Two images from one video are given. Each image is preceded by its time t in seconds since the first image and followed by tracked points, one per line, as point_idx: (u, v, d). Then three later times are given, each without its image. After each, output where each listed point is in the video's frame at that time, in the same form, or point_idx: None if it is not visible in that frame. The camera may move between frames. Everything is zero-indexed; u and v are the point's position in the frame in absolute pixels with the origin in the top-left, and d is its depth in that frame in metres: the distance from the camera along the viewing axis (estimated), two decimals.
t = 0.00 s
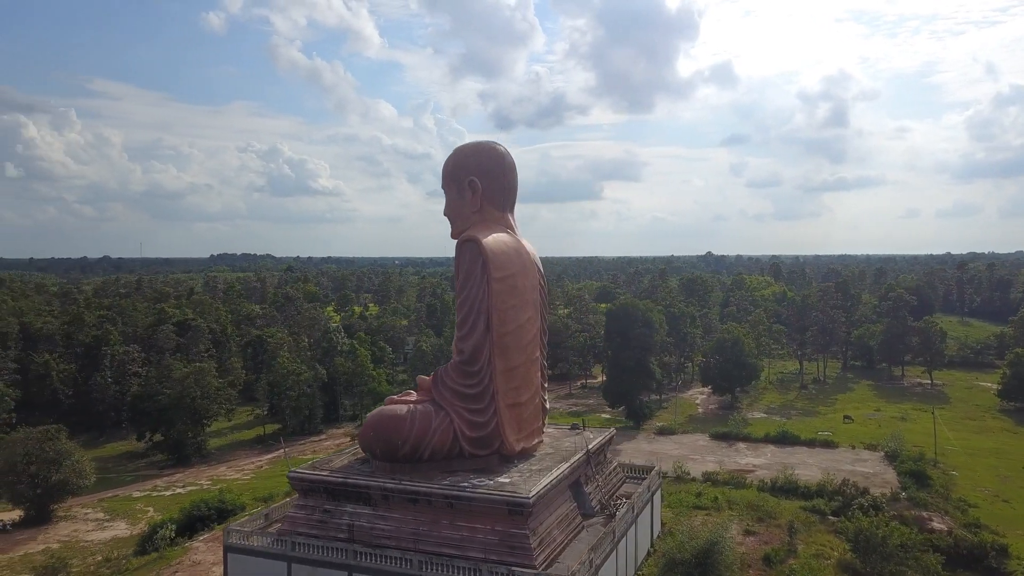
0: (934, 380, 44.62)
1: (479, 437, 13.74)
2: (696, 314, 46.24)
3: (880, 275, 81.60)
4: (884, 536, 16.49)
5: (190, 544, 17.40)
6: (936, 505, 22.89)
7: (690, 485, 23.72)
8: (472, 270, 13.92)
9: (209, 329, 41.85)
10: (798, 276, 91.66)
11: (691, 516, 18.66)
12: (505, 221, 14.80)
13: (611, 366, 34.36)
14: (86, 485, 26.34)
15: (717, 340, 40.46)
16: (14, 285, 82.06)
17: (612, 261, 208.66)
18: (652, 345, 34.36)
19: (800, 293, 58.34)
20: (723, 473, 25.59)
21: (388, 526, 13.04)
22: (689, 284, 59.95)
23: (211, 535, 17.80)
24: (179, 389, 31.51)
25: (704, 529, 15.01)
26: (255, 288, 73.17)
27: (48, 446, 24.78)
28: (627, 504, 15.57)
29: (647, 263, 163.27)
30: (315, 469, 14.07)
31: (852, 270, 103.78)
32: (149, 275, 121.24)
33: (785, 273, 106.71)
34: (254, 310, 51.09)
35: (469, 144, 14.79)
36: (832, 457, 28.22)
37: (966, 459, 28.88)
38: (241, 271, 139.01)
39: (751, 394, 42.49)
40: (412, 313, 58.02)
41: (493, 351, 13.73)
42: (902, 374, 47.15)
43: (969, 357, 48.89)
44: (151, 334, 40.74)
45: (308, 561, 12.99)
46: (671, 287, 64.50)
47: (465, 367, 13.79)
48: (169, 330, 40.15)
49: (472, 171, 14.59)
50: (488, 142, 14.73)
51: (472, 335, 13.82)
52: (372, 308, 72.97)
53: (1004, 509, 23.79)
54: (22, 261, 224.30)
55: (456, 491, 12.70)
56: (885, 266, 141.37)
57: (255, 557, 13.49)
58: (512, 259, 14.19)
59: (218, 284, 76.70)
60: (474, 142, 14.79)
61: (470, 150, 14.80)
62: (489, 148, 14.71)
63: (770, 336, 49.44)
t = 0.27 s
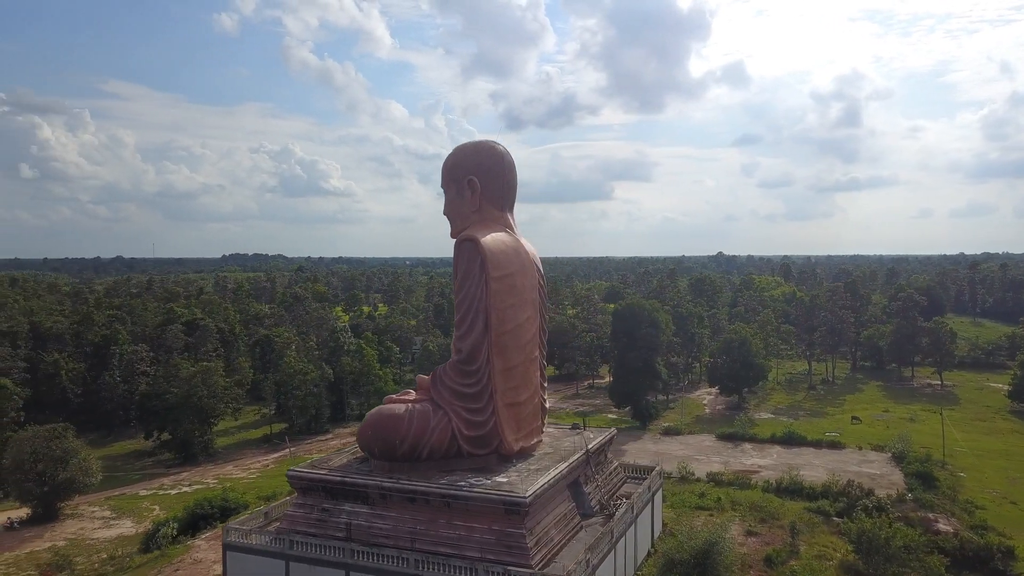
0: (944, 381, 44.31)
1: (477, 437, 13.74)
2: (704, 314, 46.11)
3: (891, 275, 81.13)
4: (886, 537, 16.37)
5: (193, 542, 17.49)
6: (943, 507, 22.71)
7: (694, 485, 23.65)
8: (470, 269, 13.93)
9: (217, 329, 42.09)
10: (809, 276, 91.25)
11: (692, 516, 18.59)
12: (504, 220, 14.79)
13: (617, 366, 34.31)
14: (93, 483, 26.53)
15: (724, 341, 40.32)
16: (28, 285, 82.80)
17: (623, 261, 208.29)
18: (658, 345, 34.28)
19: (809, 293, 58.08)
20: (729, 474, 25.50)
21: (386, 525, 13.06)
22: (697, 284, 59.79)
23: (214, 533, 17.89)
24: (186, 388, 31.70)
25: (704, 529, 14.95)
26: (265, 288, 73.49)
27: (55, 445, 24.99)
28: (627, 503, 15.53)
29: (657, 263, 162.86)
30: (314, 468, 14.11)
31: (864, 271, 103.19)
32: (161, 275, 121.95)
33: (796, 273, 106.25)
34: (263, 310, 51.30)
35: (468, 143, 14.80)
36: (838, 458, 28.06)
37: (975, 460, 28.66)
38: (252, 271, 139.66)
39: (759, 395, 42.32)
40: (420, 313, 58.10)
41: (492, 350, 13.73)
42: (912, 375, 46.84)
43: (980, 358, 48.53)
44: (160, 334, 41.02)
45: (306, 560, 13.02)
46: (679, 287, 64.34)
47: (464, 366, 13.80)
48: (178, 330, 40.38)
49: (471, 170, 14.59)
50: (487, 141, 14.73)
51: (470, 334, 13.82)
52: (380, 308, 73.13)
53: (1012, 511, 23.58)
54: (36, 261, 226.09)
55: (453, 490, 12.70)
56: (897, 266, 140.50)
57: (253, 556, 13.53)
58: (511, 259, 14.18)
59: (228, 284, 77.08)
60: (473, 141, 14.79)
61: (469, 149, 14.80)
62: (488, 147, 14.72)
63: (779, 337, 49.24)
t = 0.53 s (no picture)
0: (954, 382, 43.97)
1: (476, 436, 13.72)
2: (712, 315, 45.94)
3: (903, 275, 80.62)
4: (889, 539, 16.24)
5: (196, 540, 17.56)
6: (950, 508, 22.52)
7: (698, 486, 23.56)
8: (469, 268, 13.92)
9: (225, 329, 42.31)
10: (820, 276, 90.82)
11: (695, 517, 18.51)
12: (504, 219, 14.76)
13: (624, 366, 34.23)
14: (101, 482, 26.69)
15: (732, 341, 40.15)
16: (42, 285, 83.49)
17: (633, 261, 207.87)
18: (665, 345, 34.18)
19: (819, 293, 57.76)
20: (734, 475, 25.38)
21: (384, 524, 13.06)
22: (706, 284, 59.59)
23: (216, 532, 17.97)
24: (193, 387, 31.85)
25: (704, 530, 14.90)
26: (275, 288, 73.80)
27: (63, 443, 25.13)
28: (627, 503, 15.48)
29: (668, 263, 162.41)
30: (313, 467, 14.15)
31: (875, 271, 102.58)
32: (172, 275, 122.62)
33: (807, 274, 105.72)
34: (272, 310, 51.50)
35: (467, 142, 14.78)
36: (845, 459, 27.89)
37: (984, 462, 28.40)
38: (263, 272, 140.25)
39: (768, 395, 42.11)
40: (428, 313, 58.15)
41: (491, 349, 13.72)
42: (922, 375, 46.50)
43: (992, 359, 48.12)
44: (169, 334, 41.28)
45: (304, 558, 13.04)
46: (688, 287, 64.13)
47: (463, 365, 13.79)
48: (187, 329, 40.59)
49: (470, 169, 14.58)
50: (486, 140, 14.71)
51: (469, 334, 13.81)
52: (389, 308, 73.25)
53: (1021, 513, 23.36)
54: (51, 261, 227.97)
55: (451, 489, 12.69)
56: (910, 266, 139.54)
57: (253, 554, 13.56)
58: (510, 258, 14.16)
59: (238, 284, 77.39)
60: (472, 140, 14.77)
61: (468, 148, 14.78)
62: (488, 146, 14.70)
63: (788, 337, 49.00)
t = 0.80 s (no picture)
0: (967, 384, 43.58)
1: (476, 435, 13.72)
2: (721, 314, 45.73)
3: (916, 275, 80.00)
4: (894, 540, 16.11)
5: (199, 539, 17.64)
6: (959, 510, 22.30)
7: (704, 486, 23.47)
8: (469, 267, 13.92)
9: (235, 328, 42.54)
10: (832, 276, 90.30)
11: (698, 517, 18.42)
12: (504, 219, 14.75)
13: (631, 366, 34.15)
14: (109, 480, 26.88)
15: (741, 341, 39.96)
16: (55, 285, 84.20)
17: (645, 261, 207.34)
18: (673, 345, 34.08)
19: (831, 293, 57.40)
20: (741, 476, 25.26)
21: (383, 523, 13.08)
22: (716, 284, 59.35)
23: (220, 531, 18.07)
24: (202, 387, 32.04)
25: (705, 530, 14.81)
26: (286, 287, 74.09)
27: (71, 442, 25.31)
28: (628, 503, 15.43)
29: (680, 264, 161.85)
30: (314, 465, 14.19)
31: (889, 271, 101.84)
32: (185, 275, 123.38)
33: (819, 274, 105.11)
34: (282, 310, 51.70)
35: (467, 141, 14.80)
36: (854, 460, 27.70)
37: (995, 463, 28.12)
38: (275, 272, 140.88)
39: (777, 396, 41.90)
40: (438, 313, 58.20)
41: (490, 349, 13.71)
42: (934, 376, 46.11)
43: (1005, 359, 47.65)
44: (179, 334, 41.55)
45: (304, 557, 13.09)
46: (699, 287, 63.89)
47: (463, 365, 13.79)
48: (197, 329, 40.83)
49: (470, 169, 14.58)
50: (487, 140, 14.71)
51: (469, 333, 13.81)
52: (400, 308, 73.36)
53: None
54: (66, 261, 229.95)
55: (449, 488, 12.69)
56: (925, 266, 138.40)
57: (253, 552, 13.61)
58: (510, 258, 14.16)
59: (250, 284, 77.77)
60: (472, 140, 14.78)
61: (468, 147, 14.80)
62: (488, 146, 14.70)
63: (798, 337, 48.71)
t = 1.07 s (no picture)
0: (980, 385, 43.16)
1: (475, 435, 13.72)
2: (731, 314, 45.51)
3: (930, 275, 79.33)
4: (899, 543, 15.98)
5: (203, 538, 17.73)
6: (968, 512, 22.07)
7: (710, 487, 23.36)
8: (469, 267, 13.93)
9: (245, 328, 42.74)
10: (845, 277, 89.72)
11: (702, 518, 18.33)
12: (505, 218, 14.73)
13: (640, 366, 34.03)
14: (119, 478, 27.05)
15: (750, 342, 39.74)
16: (70, 284, 84.95)
17: (658, 261, 206.74)
18: (681, 346, 33.96)
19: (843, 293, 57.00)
20: (748, 477, 25.12)
21: (382, 522, 13.09)
22: (727, 284, 59.09)
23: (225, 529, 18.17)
24: (211, 386, 32.21)
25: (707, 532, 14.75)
26: (297, 287, 74.37)
27: (80, 440, 25.50)
28: (630, 504, 15.37)
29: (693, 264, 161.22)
30: (315, 465, 14.22)
31: (903, 271, 101.04)
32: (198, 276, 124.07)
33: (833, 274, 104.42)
34: (293, 310, 51.91)
35: (468, 141, 14.79)
36: (863, 462, 27.49)
37: (1006, 465, 27.83)
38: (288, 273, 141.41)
39: (788, 397, 41.66)
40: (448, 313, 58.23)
41: (490, 349, 13.71)
42: (947, 377, 45.70)
43: (1020, 360, 47.14)
44: (190, 333, 41.81)
45: (304, 556, 13.12)
46: (710, 288, 63.61)
47: (463, 364, 13.79)
48: (207, 329, 41.07)
49: (471, 169, 14.58)
50: (488, 139, 14.70)
51: (469, 333, 13.81)
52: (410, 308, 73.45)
53: None
54: (82, 261, 231.87)
55: (448, 488, 12.69)
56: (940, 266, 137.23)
57: (254, 551, 13.66)
58: (511, 257, 14.14)
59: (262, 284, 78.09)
60: (473, 139, 14.78)
61: (469, 147, 14.79)
62: (489, 145, 14.69)
63: (809, 338, 48.41)
